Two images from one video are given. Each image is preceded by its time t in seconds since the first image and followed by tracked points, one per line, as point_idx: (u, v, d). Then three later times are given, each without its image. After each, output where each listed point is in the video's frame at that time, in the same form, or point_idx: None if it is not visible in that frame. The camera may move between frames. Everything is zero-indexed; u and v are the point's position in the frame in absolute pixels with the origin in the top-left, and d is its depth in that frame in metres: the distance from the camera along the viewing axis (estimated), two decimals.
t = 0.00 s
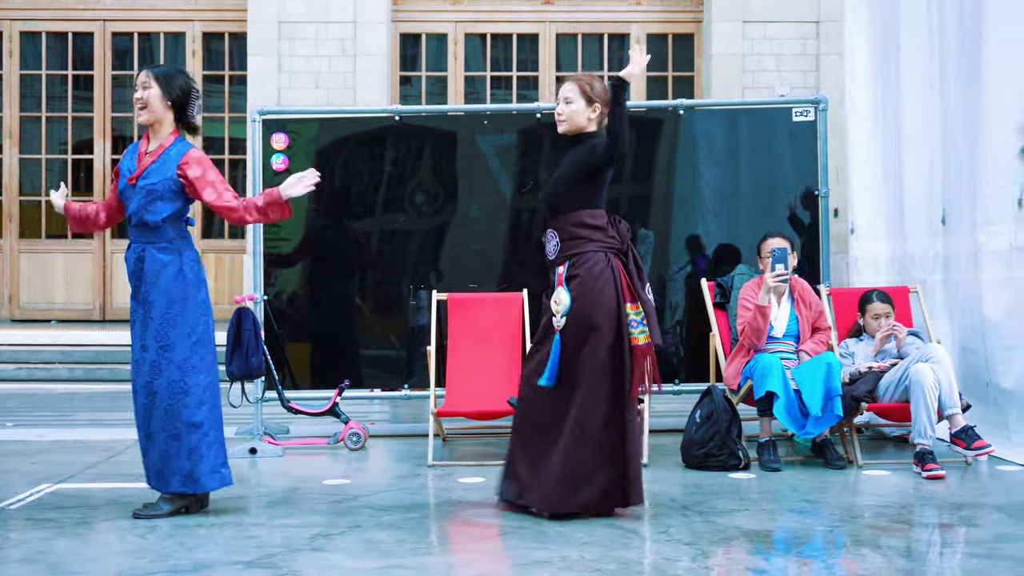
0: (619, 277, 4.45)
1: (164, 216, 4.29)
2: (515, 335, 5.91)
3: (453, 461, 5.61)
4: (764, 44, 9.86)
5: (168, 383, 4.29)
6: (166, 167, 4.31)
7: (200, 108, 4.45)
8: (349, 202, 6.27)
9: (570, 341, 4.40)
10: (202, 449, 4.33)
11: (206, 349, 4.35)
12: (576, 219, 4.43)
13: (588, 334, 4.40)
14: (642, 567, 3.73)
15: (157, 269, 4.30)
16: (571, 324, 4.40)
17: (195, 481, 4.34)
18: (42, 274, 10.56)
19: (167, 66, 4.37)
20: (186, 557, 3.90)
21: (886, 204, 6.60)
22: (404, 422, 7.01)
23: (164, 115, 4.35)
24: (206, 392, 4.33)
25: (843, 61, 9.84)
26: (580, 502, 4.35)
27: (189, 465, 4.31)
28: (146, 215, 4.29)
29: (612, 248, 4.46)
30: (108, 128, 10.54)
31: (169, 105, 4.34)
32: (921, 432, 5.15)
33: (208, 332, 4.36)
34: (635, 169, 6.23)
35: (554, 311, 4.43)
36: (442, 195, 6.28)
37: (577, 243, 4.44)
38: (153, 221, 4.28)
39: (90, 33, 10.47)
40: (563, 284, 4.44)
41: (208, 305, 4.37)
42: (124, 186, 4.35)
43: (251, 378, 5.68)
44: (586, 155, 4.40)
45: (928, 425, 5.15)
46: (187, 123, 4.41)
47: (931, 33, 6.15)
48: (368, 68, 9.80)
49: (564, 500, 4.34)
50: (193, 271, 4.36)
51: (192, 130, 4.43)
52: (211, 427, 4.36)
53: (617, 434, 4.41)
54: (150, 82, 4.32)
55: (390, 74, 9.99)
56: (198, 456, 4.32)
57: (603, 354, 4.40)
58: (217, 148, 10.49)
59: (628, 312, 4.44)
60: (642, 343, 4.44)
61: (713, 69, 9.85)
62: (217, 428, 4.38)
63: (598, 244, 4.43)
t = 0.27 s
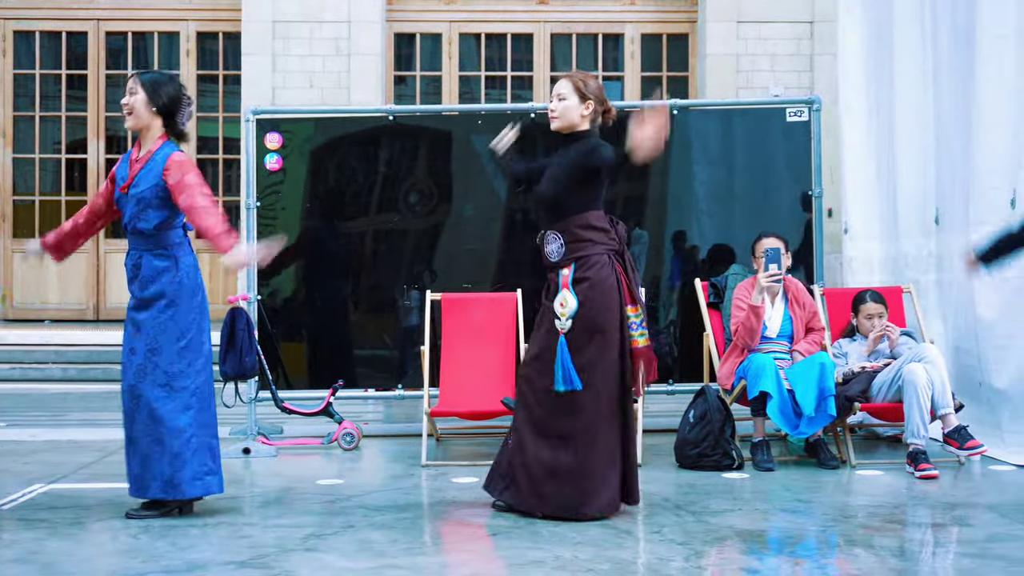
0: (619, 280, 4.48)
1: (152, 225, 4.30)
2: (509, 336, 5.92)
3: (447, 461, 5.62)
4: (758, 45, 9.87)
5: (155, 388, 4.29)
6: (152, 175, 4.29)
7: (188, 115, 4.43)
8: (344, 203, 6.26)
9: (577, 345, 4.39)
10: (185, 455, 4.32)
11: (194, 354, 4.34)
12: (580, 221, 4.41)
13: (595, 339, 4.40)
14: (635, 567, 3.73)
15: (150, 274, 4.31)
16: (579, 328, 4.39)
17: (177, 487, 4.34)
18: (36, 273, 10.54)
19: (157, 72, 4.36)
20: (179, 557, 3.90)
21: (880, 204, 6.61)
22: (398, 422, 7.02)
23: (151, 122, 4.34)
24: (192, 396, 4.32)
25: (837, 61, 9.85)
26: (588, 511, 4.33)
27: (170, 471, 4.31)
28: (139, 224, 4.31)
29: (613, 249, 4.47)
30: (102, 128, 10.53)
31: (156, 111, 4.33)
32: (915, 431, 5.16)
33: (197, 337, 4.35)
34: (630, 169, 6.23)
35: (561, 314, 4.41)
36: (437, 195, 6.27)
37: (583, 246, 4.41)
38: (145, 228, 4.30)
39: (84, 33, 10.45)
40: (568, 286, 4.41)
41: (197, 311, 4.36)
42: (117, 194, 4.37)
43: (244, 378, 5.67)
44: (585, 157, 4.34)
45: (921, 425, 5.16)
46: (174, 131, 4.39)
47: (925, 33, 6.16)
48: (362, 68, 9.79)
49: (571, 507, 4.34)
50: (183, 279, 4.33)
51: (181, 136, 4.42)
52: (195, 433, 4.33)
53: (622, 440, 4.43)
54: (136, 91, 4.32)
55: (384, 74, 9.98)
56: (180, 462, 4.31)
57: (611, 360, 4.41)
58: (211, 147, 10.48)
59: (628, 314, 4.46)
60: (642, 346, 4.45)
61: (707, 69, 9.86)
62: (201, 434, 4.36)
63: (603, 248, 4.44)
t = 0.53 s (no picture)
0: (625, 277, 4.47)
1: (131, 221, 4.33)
2: (503, 336, 5.91)
3: (440, 461, 5.61)
4: (752, 45, 9.88)
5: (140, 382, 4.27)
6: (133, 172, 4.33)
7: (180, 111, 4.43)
8: (337, 203, 6.26)
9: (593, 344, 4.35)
10: (168, 451, 4.30)
11: (180, 350, 4.31)
12: (591, 222, 4.35)
13: (607, 339, 4.38)
14: (628, 567, 3.73)
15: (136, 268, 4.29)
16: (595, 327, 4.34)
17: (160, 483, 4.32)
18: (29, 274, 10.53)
19: (150, 67, 4.37)
20: (171, 558, 3.89)
21: (873, 204, 6.62)
22: (391, 422, 7.01)
23: (140, 118, 4.34)
24: (176, 393, 4.29)
25: (831, 61, 9.85)
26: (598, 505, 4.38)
27: (153, 467, 4.29)
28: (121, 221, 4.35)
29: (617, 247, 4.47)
30: (95, 128, 10.51)
31: (146, 107, 4.33)
32: (907, 430, 5.16)
33: (184, 334, 4.32)
34: (624, 169, 6.22)
35: (576, 313, 4.32)
36: (431, 195, 6.27)
37: (593, 246, 4.36)
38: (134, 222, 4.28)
39: (77, 33, 10.44)
40: (582, 286, 4.32)
41: (184, 306, 4.33)
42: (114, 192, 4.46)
43: (238, 378, 5.66)
44: (587, 158, 4.31)
45: (914, 425, 5.16)
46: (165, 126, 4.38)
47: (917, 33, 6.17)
48: (356, 68, 9.79)
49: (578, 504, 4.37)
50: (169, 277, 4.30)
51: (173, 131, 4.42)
52: (178, 429, 4.31)
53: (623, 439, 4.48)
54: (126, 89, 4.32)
55: (378, 74, 9.98)
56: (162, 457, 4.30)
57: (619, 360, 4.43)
58: (205, 147, 10.47)
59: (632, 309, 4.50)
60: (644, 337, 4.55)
61: (701, 69, 9.86)
62: (184, 430, 4.32)
63: (609, 243, 4.40)
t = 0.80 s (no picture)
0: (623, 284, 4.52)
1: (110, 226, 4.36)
2: (495, 336, 5.91)
3: (432, 462, 5.61)
4: (745, 45, 9.89)
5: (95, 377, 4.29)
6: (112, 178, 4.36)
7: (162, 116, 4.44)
8: (329, 203, 6.25)
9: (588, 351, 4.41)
10: (124, 448, 4.26)
11: (139, 354, 4.30)
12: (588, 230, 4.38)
13: (602, 339, 4.44)
14: (619, 568, 3.73)
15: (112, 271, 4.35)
16: (588, 333, 4.41)
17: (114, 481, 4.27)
18: (21, 274, 10.50)
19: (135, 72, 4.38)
20: (161, 559, 3.89)
21: (865, 204, 6.63)
22: (384, 422, 7.01)
23: (122, 122, 4.35)
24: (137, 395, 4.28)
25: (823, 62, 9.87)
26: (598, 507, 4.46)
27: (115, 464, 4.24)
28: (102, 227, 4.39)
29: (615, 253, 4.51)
30: (87, 128, 10.49)
31: (127, 111, 4.34)
32: (898, 430, 5.17)
33: (144, 340, 4.31)
34: (617, 169, 6.22)
35: (569, 321, 4.39)
36: (424, 195, 6.26)
37: (591, 254, 4.39)
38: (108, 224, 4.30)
39: (69, 32, 10.42)
40: (577, 294, 4.38)
41: (146, 312, 4.32)
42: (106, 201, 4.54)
43: (230, 379, 5.66)
44: (582, 166, 4.30)
45: (905, 426, 5.17)
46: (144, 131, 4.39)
47: (909, 33, 6.17)
48: (349, 68, 9.78)
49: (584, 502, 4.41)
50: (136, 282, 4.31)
51: (154, 136, 4.42)
52: (134, 429, 4.28)
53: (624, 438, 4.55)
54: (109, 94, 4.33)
55: (371, 73, 9.97)
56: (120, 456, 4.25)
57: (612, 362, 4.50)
58: (197, 147, 10.46)
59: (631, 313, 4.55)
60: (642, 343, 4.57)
61: (694, 69, 9.87)
62: (135, 432, 4.28)
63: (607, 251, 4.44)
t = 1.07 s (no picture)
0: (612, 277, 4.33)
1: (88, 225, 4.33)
2: (489, 337, 5.90)
3: (428, 463, 5.61)
4: (740, 45, 9.89)
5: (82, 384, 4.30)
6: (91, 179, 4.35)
7: (146, 117, 4.44)
8: (325, 203, 6.24)
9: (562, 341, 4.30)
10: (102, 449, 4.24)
11: (114, 354, 4.26)
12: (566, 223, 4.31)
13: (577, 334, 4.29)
14: (614, 568, 3.73)
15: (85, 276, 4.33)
16: (557, 325, 4.31)
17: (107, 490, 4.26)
18: (16, 274, 10.48)
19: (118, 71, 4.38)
20: (156, 560, 3.88)
21: (860, 205, 6.64)
22: (379, 422, 7.01)
23: (107, 124, 4.36)
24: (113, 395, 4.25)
25: (818, 62, 9.88)
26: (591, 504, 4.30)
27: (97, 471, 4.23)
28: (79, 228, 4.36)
29: (601, 246, 4.33)
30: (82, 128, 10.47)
31: (114, 114, 4.34)
32: (894, 431, 5.18)
33: (120, 339, 4.27)
34: (612, 169, 6.22)
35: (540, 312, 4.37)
36: (419, 195, 6.26)
37: (567, 246, 4.32)
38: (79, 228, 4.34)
39: (64, 32, 10.40)
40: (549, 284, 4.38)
41: (120, 311, 4.28)
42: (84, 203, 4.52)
43: (224, 380, 5.65)
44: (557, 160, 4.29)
45: (900, 426, 5.18)
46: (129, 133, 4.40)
47: (904, 33, 6.17)
48: (344, 68, 9.77)
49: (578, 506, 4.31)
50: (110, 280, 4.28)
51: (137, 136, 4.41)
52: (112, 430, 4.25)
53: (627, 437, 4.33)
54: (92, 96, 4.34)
55: (366, 74, 9.96)
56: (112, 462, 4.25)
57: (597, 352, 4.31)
58: (192, 148, 10.45)
59: (623, 308, 4.32)
60: (642, 341, 4.32)
61: (689, 70, 9.87)
62: (117, 436, 4.25)
63: (589, 244, 4.31)
